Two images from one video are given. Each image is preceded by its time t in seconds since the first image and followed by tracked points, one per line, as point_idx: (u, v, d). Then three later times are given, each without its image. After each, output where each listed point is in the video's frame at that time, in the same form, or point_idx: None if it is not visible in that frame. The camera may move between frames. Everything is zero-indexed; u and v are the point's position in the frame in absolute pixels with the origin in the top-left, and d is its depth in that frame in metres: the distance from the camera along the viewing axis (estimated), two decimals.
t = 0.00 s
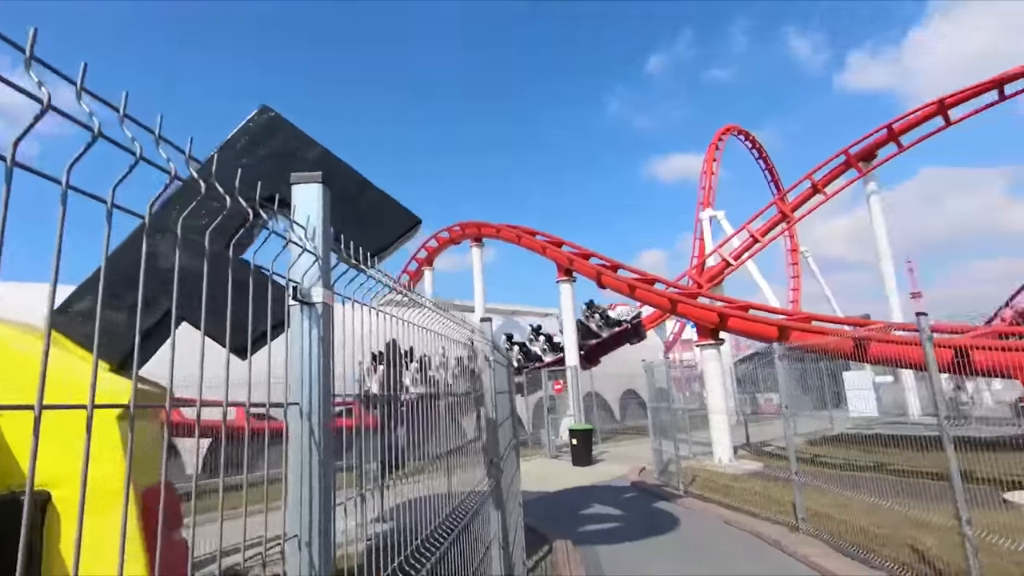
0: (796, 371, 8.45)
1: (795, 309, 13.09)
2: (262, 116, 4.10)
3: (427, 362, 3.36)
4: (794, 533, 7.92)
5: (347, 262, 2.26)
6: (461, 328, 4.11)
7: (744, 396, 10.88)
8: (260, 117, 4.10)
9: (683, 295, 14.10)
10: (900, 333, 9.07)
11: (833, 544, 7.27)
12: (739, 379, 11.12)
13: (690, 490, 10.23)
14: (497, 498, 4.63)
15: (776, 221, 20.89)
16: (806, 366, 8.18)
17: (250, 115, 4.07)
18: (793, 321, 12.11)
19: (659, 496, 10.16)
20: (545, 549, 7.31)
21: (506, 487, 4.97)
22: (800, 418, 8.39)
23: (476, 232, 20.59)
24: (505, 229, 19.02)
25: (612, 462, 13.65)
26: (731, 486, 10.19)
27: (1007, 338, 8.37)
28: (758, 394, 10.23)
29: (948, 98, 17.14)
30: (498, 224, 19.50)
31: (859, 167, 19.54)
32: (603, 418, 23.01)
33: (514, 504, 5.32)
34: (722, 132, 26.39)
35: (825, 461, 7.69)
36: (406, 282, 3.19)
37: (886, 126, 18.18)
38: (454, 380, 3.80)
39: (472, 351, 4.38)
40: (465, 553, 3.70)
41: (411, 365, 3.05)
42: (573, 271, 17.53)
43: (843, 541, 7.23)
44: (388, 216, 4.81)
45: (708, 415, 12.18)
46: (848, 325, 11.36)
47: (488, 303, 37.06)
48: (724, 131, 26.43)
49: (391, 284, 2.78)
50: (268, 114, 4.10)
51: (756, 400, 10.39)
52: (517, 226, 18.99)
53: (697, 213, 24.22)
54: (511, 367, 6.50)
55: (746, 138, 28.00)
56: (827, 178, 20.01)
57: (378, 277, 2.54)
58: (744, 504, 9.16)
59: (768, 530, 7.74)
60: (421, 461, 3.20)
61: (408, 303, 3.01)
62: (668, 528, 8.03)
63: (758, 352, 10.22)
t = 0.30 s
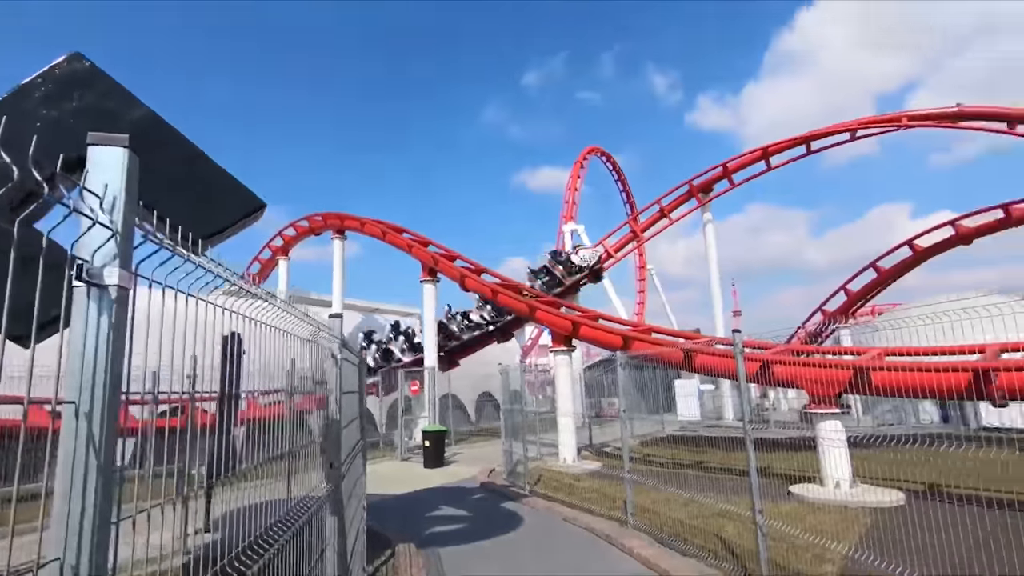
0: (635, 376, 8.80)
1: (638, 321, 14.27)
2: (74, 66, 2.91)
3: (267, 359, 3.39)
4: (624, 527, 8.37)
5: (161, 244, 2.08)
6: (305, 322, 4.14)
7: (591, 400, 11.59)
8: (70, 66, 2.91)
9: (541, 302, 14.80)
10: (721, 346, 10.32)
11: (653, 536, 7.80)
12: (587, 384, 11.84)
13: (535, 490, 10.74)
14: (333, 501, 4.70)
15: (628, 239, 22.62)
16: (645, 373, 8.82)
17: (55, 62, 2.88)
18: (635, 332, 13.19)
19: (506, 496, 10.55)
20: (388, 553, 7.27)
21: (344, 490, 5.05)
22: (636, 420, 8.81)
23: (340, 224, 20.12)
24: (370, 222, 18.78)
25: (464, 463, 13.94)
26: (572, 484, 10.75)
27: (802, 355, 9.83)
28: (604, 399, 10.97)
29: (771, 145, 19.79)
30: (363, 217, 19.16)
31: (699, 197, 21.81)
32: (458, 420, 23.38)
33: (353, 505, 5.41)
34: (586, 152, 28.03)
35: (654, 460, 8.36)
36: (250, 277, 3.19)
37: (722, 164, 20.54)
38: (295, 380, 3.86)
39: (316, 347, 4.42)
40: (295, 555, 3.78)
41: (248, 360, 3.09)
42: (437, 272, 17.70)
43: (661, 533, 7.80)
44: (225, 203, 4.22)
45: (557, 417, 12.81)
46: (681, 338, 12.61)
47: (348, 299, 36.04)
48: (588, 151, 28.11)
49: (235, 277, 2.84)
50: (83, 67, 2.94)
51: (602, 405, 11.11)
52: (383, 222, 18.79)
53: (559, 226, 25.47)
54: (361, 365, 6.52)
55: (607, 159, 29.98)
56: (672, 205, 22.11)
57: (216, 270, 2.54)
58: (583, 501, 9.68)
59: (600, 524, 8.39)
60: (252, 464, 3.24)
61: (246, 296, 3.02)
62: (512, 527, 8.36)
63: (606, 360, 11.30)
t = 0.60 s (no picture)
0: (547, 391, 8.88)
1: (551, 334, 14.48)
2: None
3: (148, 368, 3.15)
4: (528, 540, 8.33)
5: None
6: (193, 327, 3.91)
7: (502, 412, 11.60)
8: None
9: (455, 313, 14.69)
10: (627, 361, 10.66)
11: (555, 548, 7.80)
12: (499, 397, 11.85)
13: (441, 503, 10.62)
14: (217, 519, 4.45)
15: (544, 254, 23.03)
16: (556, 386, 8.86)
17: None
18: (547, 345, 13.36)
19: (410, 510, 10.35)
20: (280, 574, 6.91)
21: (231, 507, 4.80)
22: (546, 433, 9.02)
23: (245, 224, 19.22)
24: (278, 223, 18.06)
25: (368, 478, 13.58)
26: (478, 498, 10.71)
27: (700, 371, 10.33)
28: (516, 412, 11.02)
29: (679, 172, 20.85)
30: (271, 218, 18.41)
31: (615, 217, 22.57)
32: (365, 432, 22.81)
33: (242, 523, 5.14)
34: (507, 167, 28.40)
35: (562, 472, 8.48)
36: (123, 275, 2.90)
37: (634, 186, 21.39)
38: (179, 389, 3.63)
39: (203, 353, 4.17)
40: None
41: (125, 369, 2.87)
42: (349, 278, 17.23)
43: (564, 545, 7.78)
44: (90, 190, 3.56)
45: (467, 429, 12.70)
46: (590, 351, 12.90)
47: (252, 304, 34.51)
48: (508, 166, 28.47)
49: (113, 278, 2.63)
50: None
51: (512, 417, 11.15)
52: (293, 224, 18.11)
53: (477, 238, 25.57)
54: (260, 374, 6.24)
55: (528, 175, 30.48)
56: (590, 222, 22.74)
57: (81, 270, 2.32)
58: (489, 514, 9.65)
59: (504, 538, 8.40)
60: (127, 479, 3.01)
61: (125, 301, 2.80)
62: (415, 543, 8.21)
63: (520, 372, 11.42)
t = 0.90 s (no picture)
0: (488, 398, 8.85)
1: (493, 341, 14.47)
2: None
3: (57, 376, 2.96)
4: (464, 549, 8.28)
5: None
6: (111, 330, 3.70)
7: (442, 420, 11.51)
8: None
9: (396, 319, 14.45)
10: (567, 369, 10.77)
11: (492, 557, 7.77)
12: (439, 405, 11.74)
13: (377, 514, 10.42)
14: (131, 536, 4.22)
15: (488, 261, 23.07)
16: (498, 394, 8.84)
17: None
18: (489, 352, 13.34)
19: (344, 521, 10.11)
20: None
21: (147, 521, 4.56)
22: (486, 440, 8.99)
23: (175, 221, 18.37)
24: (211, 221, 17.37)
25: (300, 488, 13.17)
26: (415, 507, 10.57)
27: (637, 379, 10.55)
28: (456, 419, 10.96)
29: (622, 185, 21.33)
30: (203, 216, 17.67)
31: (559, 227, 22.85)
32: (299, 441, 22.17)
33: (159, 538, 4.89)
34: (453, 173, 28.30)
35: (501, 479, 8.49)
36: (31, 276, 2.72)
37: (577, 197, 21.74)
38: (92, 396, 3.41)
39: (120, 358, 3.94)
40: None
41: (30, 377, 2.69)
42: (286, 281, 16.72)
43: (501, 553, 7.76)
44: None
45: (406, 437, 12.53)
46: (532, 359, 12.96)
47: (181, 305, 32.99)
48: (455, 172, 28.38)
49: (20, 279, 2.46)
50: None
51: (452, 424, 11.08)
52: (227, 222, 17.46)
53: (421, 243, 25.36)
54: (184, 381, 5.96)
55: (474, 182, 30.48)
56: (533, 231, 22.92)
57: None
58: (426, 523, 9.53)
59: (440, 547, 8.32)
60: (28, 494, 2.81)
61: (33, 304, 2.63)
62: (348, 554, 8.02)
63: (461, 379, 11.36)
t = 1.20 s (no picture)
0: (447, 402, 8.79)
1: (451, 346, 14.38)
2: None
3: None
4: (420, 556, 8.20)
5: None
6: (49, 336, 3.54)
7: (399, 426, 11.37)
8: None
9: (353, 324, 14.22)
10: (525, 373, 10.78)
11: (449, 563, 7.71)
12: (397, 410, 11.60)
13: (331, 522, 10.22)
14: (67, 551, 4.03)
15: (447, 265, 22.96)
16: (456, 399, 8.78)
17: None
18: (448, 357, 13.26)
19: (297, 531, 9.88)
20: None
21: (84, 536, 4.36)
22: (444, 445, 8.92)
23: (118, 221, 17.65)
24: (157, 221, 16.76)
25: (251, 498, 12.80)
26: (371, 515, 10.42)
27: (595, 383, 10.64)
28: (413, 424, 10.85)
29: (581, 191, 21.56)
30: (149, 216, 17.04)
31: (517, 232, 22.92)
32: (250, 449, 21.55)
33: (97, 552, 4.70)
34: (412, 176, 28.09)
35: (459, 484, 8.44)
36: None
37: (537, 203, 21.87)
38: (27, 405, 3.25)
39: (58, 365, 3.77)
40: None
41: None
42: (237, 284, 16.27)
43: (458, 559, 7.71)
44: None
45: (362, 443, 12.32)
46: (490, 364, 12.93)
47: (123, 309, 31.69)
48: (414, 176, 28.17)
49: None
50: None
51: (410, 430, 10.97)
52: (174, 223, 16.88)
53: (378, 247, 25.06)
54: (128, 387, 5.74)
55: (434, 186, 30.33)
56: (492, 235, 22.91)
57: None
58: (383, 531, 9.39)
59: (396, 555, 8.22)
60: None
61: None
62: (300, 565, 7.84)
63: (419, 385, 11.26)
